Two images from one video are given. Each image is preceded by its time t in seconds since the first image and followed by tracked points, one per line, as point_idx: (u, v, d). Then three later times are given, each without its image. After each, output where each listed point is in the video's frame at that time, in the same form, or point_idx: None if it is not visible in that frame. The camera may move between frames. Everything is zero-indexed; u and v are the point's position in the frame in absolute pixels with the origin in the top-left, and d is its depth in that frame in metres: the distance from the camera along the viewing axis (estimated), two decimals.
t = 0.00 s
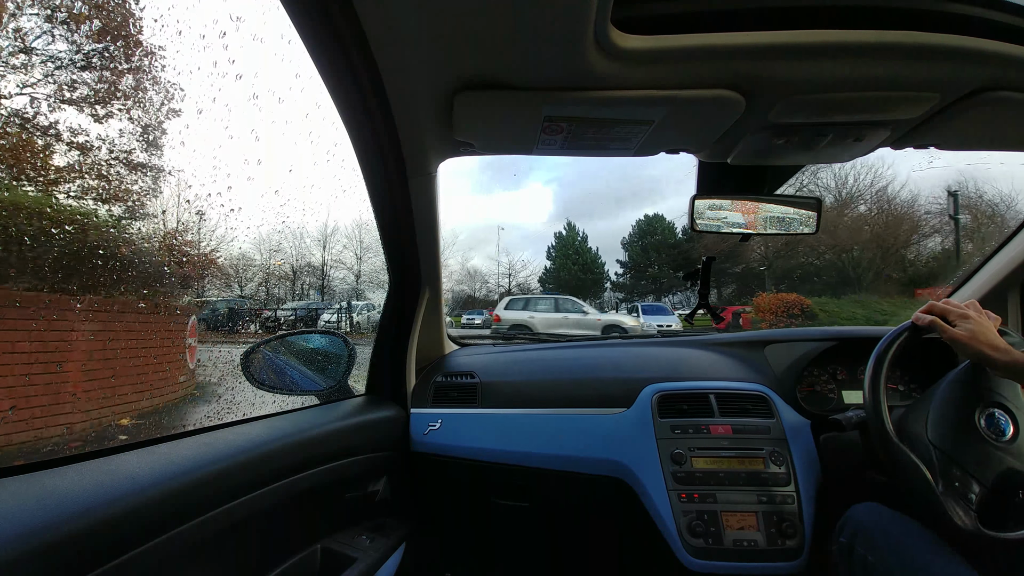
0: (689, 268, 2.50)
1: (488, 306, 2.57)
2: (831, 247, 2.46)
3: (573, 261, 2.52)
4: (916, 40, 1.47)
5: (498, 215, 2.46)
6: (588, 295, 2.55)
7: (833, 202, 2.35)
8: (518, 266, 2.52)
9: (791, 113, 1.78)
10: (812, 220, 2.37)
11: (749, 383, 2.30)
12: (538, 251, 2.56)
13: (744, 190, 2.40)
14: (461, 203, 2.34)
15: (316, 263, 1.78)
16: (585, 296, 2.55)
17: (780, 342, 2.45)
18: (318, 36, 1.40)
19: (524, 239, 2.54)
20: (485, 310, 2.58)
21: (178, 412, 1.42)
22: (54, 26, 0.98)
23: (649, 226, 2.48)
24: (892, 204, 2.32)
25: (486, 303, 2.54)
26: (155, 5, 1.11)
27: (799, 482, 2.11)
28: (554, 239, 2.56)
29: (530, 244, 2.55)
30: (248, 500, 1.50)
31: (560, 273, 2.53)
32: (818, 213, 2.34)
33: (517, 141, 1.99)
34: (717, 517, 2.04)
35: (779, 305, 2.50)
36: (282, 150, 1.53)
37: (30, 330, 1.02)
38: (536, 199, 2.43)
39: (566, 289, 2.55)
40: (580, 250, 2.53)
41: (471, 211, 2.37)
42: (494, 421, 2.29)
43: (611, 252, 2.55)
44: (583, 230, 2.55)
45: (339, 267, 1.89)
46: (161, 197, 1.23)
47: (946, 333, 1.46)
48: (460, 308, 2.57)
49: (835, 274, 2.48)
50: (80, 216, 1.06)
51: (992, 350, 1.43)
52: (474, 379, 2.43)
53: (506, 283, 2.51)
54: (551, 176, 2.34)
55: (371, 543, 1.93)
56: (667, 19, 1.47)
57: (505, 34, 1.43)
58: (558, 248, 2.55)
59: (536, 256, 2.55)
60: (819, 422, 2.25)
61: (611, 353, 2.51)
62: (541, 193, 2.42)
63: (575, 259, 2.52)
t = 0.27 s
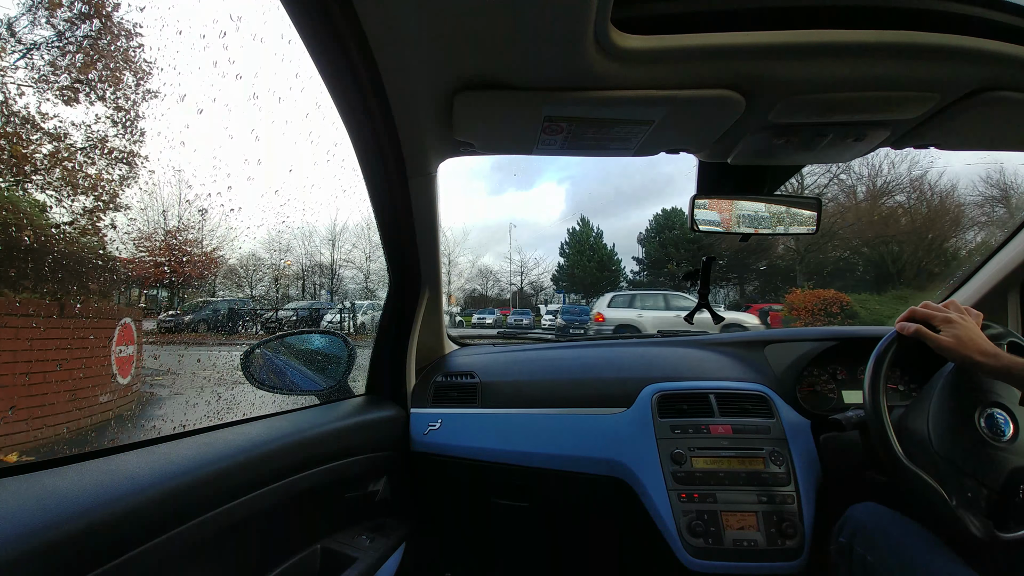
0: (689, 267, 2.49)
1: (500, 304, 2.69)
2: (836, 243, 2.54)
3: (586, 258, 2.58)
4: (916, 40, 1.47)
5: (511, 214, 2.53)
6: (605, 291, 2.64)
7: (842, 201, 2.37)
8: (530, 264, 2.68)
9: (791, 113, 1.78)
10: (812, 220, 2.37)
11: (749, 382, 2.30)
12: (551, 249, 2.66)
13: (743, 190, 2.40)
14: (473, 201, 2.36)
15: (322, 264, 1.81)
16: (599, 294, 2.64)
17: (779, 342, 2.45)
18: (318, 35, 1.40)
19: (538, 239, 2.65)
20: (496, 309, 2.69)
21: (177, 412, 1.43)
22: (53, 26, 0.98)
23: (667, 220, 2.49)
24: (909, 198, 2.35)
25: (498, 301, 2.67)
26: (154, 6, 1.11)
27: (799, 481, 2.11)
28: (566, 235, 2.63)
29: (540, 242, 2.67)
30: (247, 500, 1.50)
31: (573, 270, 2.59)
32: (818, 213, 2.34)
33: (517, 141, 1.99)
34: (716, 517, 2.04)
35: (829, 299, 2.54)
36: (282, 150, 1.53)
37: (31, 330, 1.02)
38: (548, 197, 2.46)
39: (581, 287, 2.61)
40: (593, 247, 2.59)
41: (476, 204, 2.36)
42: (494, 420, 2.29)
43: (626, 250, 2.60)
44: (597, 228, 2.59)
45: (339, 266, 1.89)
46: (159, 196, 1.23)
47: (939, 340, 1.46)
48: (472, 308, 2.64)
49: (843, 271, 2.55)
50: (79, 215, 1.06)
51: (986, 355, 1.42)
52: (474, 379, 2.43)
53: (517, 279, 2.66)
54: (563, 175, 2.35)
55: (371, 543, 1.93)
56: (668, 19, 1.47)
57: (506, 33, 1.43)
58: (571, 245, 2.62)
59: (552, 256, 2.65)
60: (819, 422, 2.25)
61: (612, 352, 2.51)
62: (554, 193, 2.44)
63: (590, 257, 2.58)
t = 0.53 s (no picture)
0: (685, 269, 2.49)
1: (512, 304, 2.58)
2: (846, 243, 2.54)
3: (605, 257, 2.48)
4: (917, 40, 1.47)
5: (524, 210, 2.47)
6: (622, 293, 2.54)
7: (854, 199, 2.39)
8: (544, 263, 2.56)
9: (791, 113, 1.78)
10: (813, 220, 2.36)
11: (749, 383, 2.30)
12: (567, 248, 2.59)
13: (744, 190, 2.40)
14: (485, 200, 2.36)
15: (321, 264, 1.81)
16: (615, 295, 2.55)
17: (779, 342, 2.45)
18: (319, 35, 1.40)
19: (553, 238, 2.58)
20: (509, 310, 2.59)
21: (176, 413, 1.43)
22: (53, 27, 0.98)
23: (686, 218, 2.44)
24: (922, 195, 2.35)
25: (511, 301, 2.56)
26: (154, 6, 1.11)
27: (799, 481, 2.11)
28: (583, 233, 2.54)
29: (557, 241, 2.59)
30: (248, 500, 1.50)
31: (590, 270, 2.51)
32: (818, 213, 2.34)
33: (517, 140, 1.99)
34: (717, 517, 2.04)
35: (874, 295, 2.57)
36: (282, 150, 1.52)
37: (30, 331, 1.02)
38: (563, 197, 2.42)
39: (594, 286, 2.53)
40: (611, 244, 2.47)
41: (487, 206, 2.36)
42: (494, 420, 2.28)
43: (645, 248, 2.52)
44: (615, 224, 2.48)
45: (338, 266, 1.89)
46: (159, 196, 1.23)
47: (927, 359, 1.47)
48: (484, 308, 2.56)
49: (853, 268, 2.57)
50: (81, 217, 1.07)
51: (971, 370, 1.44)
52: (474, 379, 2.43)
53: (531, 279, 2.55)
54: (577, 175, 2.33)
55: (371, 543, 1.93)
56: (668, 19, 1.46)
57: (506, 34, 1.43)
58: (587, 242, 2.52)
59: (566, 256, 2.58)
60: (819, 422, 2.25)
61: (611, 353, 2.51)
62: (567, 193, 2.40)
63: (608, 255, 2.48)
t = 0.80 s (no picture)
0: (692, 267, 2.47)
1: (529, 303, 2.73)
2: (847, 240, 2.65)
3: (624, 254, 2.52)
4: (917, 40, 1.47)
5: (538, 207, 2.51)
6: (644, 290, 2.58)
7: (856, 206, 2.49)
8: (561, 261, 2.65)
9: (791, 113, 1.77)
10: (812, 220, 2.35)
11: (749, 383, 2.30)
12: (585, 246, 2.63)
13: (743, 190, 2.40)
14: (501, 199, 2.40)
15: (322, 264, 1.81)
16: (637, 293, 2.59)
17: (779, 342, 2.46)
18: (318, 34, 1.39)
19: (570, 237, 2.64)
20: (525, 309, 2.73)
21: (176, 412, 1.43)
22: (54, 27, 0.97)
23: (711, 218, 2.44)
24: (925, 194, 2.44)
25: (527, 300, 2.71)
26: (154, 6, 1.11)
27: (800, 482, 2.11)
28: (601, 229, 2.57)
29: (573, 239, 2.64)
30: (248, 500, 1.50)
31: (609, 268, 2.57)
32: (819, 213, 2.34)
33: (518, 141, 1.98)
34: (716, 517, 2.04)
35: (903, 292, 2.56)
36: (282, 151, 1.52)
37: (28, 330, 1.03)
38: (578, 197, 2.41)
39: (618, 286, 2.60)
40: (631, 241, 2.50)
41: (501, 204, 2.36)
42: (494, 420, 2.29)
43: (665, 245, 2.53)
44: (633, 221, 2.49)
45: (339, 266, 1.89)
46: (158, 197, 1.23)
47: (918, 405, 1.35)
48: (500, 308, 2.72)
49: (852, 267, 2.69)
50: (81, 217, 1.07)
51: (959, 403, 1.33)
52: (474, 379, 2.43)
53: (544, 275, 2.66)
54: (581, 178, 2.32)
55: (371, 543, 1.93)
56: (668, 18, 1.46)
57: (506, 33, 1.43)
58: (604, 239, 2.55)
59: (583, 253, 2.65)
60: (819, 422, 2.25)
61: (611, 353, 2.52)
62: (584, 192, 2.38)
63: (627, 252, 2.51)
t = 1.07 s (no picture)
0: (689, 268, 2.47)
1: (546, 304, 2.79)
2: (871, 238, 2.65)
3: (647, 251, 2.50)
4: (917, 40, 1.47)
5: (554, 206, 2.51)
6: (667, 289, 2.56)
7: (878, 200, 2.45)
8: (580, 262, 2.71)
9: (790, 113, 1.77)
10: (812, 221, 2.34)
11: (749, 383, 2.31)
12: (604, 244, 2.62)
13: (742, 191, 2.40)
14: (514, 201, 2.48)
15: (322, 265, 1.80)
16: (659, 292, 2.57)
17: (779, 342, 2.46)
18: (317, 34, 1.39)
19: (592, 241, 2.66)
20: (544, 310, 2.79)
21: (176, 412, 1.43)
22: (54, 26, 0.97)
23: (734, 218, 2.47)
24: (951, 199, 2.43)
25: (545, 300, 2.78)
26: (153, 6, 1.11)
27: (799, 482, 2.11)
28: (622, 228, 2.55)
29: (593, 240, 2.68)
30: (247, 500, 1.50)
31: (633, 268, 2.54)
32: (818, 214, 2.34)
33: (518, 141, 1.98)
34: (716, 517, 2.04)
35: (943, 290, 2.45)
36: (282, 151, 1.52)
37: (28, 330, 1.04)
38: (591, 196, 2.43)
39: (638, 286, 2.56)
40: (652, 236, 2.49)
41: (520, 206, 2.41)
42: (494, 420, 2.29)
43: (689, 243, 2.48)
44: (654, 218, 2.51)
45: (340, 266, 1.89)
46: (158, 197, 1.23)
47: (922, 444, 1.39)
48: (518, 308, 2.79)
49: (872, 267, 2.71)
50: (80, 216, 1.07)
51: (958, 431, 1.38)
52: (474, 379, 2.43)
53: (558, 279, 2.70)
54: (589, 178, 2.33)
55: (371, 543, 1.93)
56: (667, 19, 1.46)
57: (506, 34, 1.42)
58: (626, 235, 2.53)
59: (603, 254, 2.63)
60: (819, 422, 2.25)
61: (611, 353, 2.52)
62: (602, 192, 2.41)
63: (650, 250, 2.50)
